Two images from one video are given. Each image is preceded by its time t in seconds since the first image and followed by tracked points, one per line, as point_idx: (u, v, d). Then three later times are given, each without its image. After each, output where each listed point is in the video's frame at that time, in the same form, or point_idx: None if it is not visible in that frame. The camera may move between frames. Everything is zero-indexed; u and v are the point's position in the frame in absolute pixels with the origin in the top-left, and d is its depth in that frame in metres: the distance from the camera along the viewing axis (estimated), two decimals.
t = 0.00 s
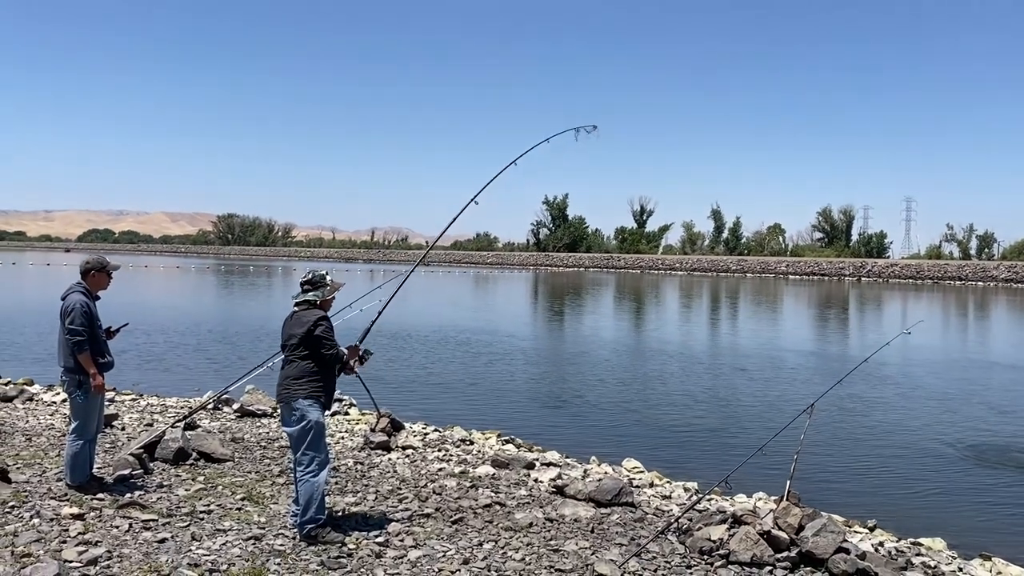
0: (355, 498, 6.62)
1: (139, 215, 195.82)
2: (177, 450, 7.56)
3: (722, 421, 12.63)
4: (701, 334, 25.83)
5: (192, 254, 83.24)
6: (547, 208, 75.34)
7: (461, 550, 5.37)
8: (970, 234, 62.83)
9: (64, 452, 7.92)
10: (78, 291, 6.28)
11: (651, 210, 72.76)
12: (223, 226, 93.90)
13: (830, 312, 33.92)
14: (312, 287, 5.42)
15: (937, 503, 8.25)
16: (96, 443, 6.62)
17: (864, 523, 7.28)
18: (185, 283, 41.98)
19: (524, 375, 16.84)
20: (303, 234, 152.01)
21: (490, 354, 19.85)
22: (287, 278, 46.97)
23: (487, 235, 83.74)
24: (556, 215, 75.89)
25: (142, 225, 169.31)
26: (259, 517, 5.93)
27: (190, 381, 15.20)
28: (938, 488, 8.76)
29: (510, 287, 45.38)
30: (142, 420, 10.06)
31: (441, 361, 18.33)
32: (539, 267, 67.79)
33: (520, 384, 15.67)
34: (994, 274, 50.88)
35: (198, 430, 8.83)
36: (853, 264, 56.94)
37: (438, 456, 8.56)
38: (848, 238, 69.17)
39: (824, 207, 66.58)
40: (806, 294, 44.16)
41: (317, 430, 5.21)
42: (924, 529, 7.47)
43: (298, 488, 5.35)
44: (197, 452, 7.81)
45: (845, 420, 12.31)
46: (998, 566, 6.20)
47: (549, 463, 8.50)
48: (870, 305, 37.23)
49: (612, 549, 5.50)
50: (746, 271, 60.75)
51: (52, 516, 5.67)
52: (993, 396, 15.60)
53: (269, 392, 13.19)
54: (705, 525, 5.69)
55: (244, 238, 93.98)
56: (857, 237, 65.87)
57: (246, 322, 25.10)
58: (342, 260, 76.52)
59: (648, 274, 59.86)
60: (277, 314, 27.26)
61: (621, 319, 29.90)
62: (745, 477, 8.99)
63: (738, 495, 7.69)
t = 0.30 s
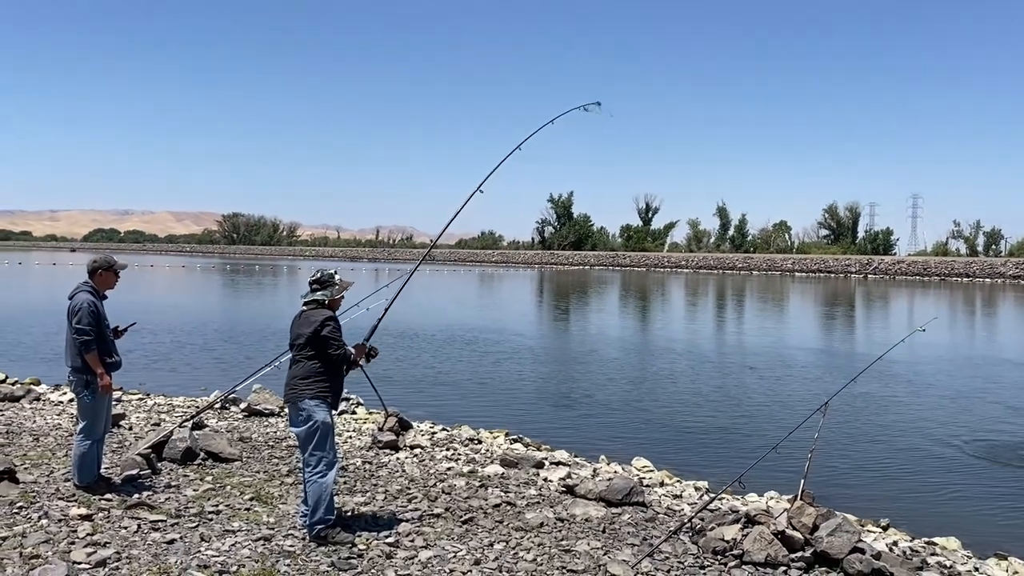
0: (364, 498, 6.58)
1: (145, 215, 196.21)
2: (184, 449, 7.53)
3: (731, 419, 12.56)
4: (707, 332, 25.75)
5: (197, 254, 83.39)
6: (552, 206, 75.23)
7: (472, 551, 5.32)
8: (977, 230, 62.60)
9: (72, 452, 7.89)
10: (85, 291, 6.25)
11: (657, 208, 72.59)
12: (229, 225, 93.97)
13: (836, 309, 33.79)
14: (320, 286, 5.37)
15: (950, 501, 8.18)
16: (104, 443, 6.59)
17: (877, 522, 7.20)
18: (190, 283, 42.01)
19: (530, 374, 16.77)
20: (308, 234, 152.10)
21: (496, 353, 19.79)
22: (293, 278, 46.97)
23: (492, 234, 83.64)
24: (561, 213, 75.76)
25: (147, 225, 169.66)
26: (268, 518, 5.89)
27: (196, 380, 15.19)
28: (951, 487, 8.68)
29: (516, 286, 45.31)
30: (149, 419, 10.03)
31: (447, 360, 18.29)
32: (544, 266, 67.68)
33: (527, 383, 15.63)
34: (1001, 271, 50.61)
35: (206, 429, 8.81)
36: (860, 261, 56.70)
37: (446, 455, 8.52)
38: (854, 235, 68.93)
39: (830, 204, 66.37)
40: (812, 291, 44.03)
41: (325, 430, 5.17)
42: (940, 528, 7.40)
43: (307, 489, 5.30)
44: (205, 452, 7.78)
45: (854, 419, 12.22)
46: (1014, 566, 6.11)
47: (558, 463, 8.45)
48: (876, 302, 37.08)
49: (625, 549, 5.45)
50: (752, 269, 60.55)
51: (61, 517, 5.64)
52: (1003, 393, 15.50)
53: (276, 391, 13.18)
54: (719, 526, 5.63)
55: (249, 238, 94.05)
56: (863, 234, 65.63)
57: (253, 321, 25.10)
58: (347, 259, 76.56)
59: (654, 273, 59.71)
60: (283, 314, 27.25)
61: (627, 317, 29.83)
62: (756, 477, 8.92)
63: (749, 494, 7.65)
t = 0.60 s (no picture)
0: (372, 500, 6.54)
1: (145, 215, 196.19)
2: (190, 452, 7.49)
3: (737, 418, 12.52)
4: (708, 330, 25.74)
5: (197, 254, 83.43)
6: (552, 205, 75.21)
7: (483, 554, 5.28)
8: (978, 227, 62.57)
9: (77, 456, 7.85)
10: (90, 293, 6.21)
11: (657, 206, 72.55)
12: (229, 225, 93.94)
13: (837, 307, 33.75)
14: (333, 288, 5.33)
15: (959, 500, 8.13)
16: (110, 447, 6.55)
17: (887, 522, 7.16)
18: (191, 283, 42.00)
19: (533, 373, 16.71)
20: (308, 234, 152.19)
21: (498, 352, 19.74)
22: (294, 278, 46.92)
23: (492, 232, 83.57)
24: (561, 211, 75.71)
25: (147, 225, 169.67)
26: (277, 521, 5.85)
27: (200, 382, 15.15)
28: (960, 486, 8.63)
29: (516, 284, 45.26)
30: (153, 422, 9.99)
31: (449, 359, 18.26)
32: (544, 264, 67.64)
33: (530, 382, 15.60)
34: (1001, 267, 50.55)
35: (211, 431, 8.78)
36: (860, 259, 56.64)
37: (453, 456, 8.48)
38: (854, 232, 68.88)
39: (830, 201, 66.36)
40: (813, 288, 44.01)
41: (333, 433, 5.13)
42: (949, 528, 7.35)
43: (317, 492, 5.26)
44: (211, 454, 7.75)
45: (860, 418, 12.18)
46: None
47: (565, 463, 8.41)
48: (877, 300, 37.03)
49: (636, 551, 5.41)
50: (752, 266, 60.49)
51: (68, 521, 5.61)
52: (1008, 391, 15.45)
53: (279, 393, 13.14)
54: (730, 527, 5.60)
55: (250, 238, 93.96)
56: (863, 231, 65.60)
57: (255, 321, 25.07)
58: (348, 258, 76.63)
59: (654, 271, 59.67)
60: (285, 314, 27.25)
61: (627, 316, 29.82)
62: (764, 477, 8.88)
63: (758, 494, 7.61)
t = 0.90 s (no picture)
0: (376, 504, 6.51)
1: (139, 216, 195.68)
2: (192, 456, 7.44)
3: (736, 417, 12.51)
4: (704, 329, 25.78)
5: (193, 255, 83.31)
6: (548, 204, 75.20)
7: (490, 558, 5.25)
8: (972, 224, 62.77)
9: (77, 460, 7.80)
10: (89, 297, 6.17)
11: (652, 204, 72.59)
12: (224, 226, 93.72)
13: (833, 305, 33.79)
14: (338, 291, 5.28)
15: (962, 499, 8.12)
16: (111, 452, 6.50)
17: (892, 521, 7.16)
18: (186, 284, 41.86)
19: (531, 373, 16.67)
20: (303, 234, 152.03)
21: (495, 352, 19.69)
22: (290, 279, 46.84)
23: (488, 232, 83.54)
24: (557, 211, 75.73)
25: (142, 226, 169.60)
26: (281, 526, 5.82)
27: (198, 383, 15.10)
28: (963, 484, 8.62)
29: (512, 284, 45.23)
30: (153, 424, 9.94)
31: (447, 359, 18.25)
32: (540, 263, 67.64)
33: (527, 382, 15.60)
34: (996, 264, 50.63)
35: (212, 434, 8.74)
36: (855, 257, 56.71)
37: (455, 458, 8.44)
38: (849, 230, 69.02)
39: (825, 199, 66.46)
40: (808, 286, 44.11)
41: (342, 440, 5.09)
42: (954, 527, 7.34)
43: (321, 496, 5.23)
44: (212, 457, 7.70)
45: (861, 417, 12.18)
46: None
47: (568, 464, 8.38)
48: (872, 297, 37.07)
49: (643, 554, 5.39)
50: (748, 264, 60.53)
51: (70, 527, 5.57)
52: (1007, 389, 15.47)
53: (278, 395, 13.11)
54: (737, 529, 5.58)
55: (245, 238, 93.80)
56: (858, 229, 65.72)
57: (252, 322, 25.01)
58: (343, 258, 76.54)
59: (650, 270, 59.71)
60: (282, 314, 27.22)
61: (623, 314, 29.85)
62: (766, 477, 8.86)
63: (762, 494, 7.60)
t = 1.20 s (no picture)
0: (375, 506, 6.46)
1: (131, 217, 195.00)
2: (188, 458, 7.39)
3: (733, 415, 12.50)
4: (697, 327, 25.82)
5: (186, 255, 83.00)
6: (542, 202, 75.17)
7: (491, 560, 5.21)
8: (964, 221, 62.98)
9: (72, 463, 7.73)
10: (84, 299, 6.11)
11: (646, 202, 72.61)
12: (216, 226, 93.46)
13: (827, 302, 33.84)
14: (334, 294, 5.21)
15: (961, 495, 8.12)
16: (107, 455, 6.43)
17: (892, 519, 7.15)
18: (179, 285, 41.75)
19: (527, 372, 16.61)
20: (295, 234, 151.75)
21: (491, 351, 19.62)
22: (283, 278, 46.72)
23: (482, 231, 83.45)
24: (551, 209, 75.68)
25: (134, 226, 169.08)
26: (280, 529, 5.76)
27: (192, 384, 15.03)
28: (962, 482, 8.61)
29: (506, 282, 45.23)
30: (148, 426, 9.87)
31: (441, 359, 18.21)
32: (534, 262, 67.58)
33: (522, 381, 15.57)
34: (989, 261, 50.75)
35: (208, 436, 8.67)
36: (849, 254, 56.80)
37: (454, 459, 8.40)
38: (842, 227, 69.18)
39: (819, 196, 66.57)
40: (802, 284, 44.19)
41: (339, 446, 5.03)
42: (955, 524, 7.32)
43: (316, 502, 5.18)
44: (209, 460, 7.65)
45: (857, 415, 12.18)
46: None
47: (567, 464, 8.35)
48: (866, 294, 37.15)
49: (646, 555, 5.35)
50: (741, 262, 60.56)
51: (66, 531, 5.50)
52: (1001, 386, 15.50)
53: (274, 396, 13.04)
54: (740, 529, 5.54)
55: (238, 238, 93.48)
56: (851, 226, 65.86)
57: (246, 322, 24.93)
58: (337, 258, 76.42)
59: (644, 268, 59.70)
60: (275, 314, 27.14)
61: (617, 313, 29.85)
62: (765, 476, 8.85)
63: (761, 492, 7.59)
